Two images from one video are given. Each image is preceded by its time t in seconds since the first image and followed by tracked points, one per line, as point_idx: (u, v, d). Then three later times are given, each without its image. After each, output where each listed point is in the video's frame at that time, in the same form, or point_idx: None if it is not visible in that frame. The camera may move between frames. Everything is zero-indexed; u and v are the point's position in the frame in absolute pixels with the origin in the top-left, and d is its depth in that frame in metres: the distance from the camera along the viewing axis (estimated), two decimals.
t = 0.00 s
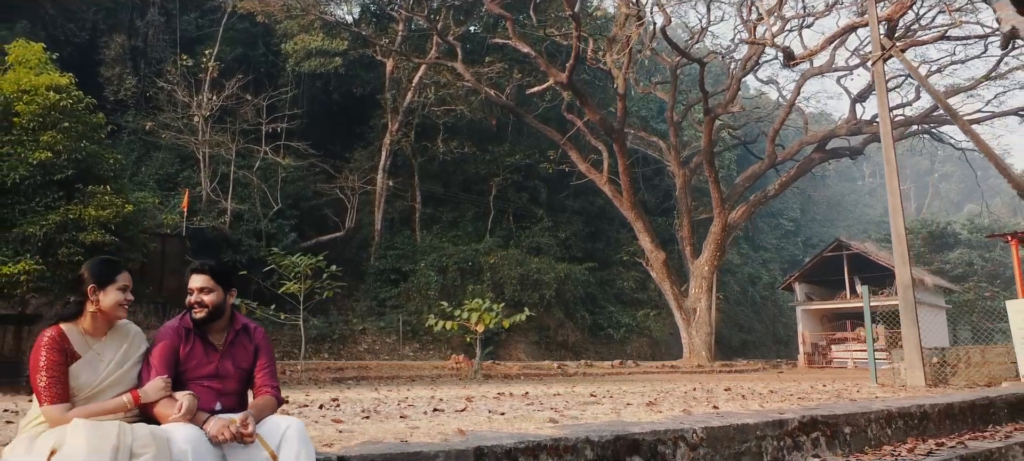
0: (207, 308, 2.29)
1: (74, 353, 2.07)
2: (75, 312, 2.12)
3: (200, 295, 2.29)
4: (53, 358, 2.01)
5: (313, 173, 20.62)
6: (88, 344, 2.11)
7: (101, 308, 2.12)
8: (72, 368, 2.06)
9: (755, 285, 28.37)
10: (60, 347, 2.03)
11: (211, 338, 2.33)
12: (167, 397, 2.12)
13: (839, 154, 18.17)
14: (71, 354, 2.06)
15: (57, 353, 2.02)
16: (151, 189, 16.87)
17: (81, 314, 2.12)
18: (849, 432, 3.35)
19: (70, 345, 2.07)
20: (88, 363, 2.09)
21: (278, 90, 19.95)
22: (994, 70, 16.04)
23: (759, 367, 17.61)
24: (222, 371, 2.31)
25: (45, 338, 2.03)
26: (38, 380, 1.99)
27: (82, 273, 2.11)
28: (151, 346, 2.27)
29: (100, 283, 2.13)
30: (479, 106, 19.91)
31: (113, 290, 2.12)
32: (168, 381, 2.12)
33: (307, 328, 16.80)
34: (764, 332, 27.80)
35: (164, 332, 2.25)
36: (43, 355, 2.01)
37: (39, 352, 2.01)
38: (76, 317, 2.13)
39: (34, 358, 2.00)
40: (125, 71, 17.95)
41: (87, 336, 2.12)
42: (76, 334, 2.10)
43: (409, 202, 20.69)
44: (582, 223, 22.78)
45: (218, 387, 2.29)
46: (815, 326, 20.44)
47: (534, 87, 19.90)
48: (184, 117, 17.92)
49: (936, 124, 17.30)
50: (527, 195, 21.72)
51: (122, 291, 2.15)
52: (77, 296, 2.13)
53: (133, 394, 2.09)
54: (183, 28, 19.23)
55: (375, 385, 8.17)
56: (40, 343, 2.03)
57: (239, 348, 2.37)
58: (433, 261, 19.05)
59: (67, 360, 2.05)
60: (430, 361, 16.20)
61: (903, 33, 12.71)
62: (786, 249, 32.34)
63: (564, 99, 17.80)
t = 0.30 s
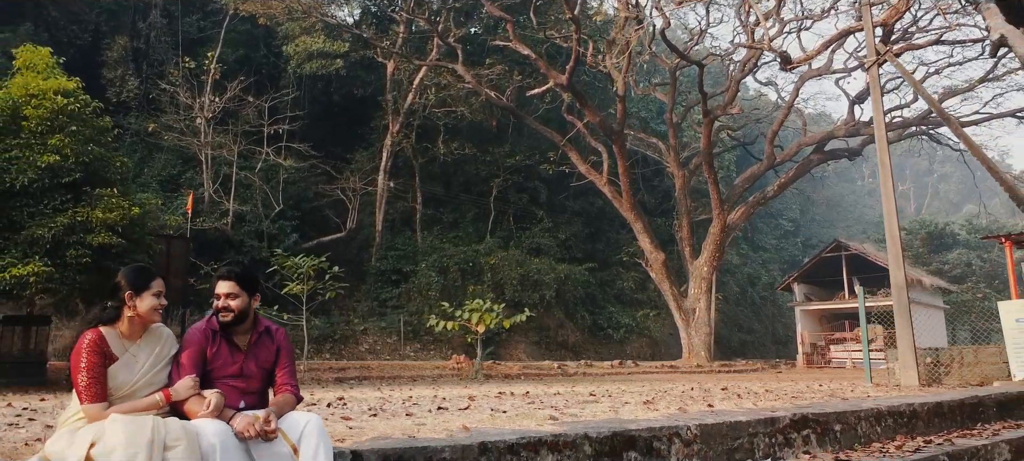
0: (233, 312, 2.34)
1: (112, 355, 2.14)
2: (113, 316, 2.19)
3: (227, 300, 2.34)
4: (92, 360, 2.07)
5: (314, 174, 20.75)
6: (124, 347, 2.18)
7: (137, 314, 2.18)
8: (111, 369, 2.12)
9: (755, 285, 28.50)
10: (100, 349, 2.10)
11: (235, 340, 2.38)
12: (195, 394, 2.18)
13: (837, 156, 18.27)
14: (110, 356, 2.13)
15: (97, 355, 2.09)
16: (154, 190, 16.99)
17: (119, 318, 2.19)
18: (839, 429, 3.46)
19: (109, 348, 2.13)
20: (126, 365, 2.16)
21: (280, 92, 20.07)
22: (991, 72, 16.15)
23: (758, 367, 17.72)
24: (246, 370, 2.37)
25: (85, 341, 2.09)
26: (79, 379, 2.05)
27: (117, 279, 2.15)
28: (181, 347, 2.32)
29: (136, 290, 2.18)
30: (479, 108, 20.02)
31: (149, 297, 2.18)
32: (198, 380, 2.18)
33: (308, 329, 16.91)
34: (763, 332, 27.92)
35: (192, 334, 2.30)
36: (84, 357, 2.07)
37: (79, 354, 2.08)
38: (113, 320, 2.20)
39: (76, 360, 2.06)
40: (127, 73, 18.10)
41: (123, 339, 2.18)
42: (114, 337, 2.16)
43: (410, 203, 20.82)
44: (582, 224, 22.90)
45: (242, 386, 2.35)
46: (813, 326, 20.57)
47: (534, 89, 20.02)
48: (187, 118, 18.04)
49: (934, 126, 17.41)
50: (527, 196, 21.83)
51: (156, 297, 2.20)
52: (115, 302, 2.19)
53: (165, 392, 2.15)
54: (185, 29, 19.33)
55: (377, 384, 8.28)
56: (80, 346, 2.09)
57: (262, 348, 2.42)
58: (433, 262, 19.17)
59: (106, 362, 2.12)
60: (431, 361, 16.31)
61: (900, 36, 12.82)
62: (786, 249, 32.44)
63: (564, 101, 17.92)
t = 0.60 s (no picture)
0: (256, 314, 2.34)
1: (145, 354, 2.15)
2: (144, 318, 2.20)
3: (250, 303, 2.34)
4: (127, 360, 2.08)
5: (316, 174, 20.86)
6: (155, 347, 2.19)
7: (167, 319, 2.19)
8: (143, 369, 2.13)
9: (754, 285, 28.62)
10: (134, 349, 2.11)
11: (256, 340, 2.39)
12: (220, 391, 2.19)
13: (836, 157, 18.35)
14: (143, 356, 2.14)
15: (131, 355, 2.10)
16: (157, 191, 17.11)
17: (150, 320, 2.19)
18: (829, 426, 3.59)
19: (141, 348, 2.14)
20: (157, 365, 2.17)
21: (282, 94, 20.21)
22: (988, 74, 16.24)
23: (757, 367, 17.81)
24: (266, 369, 2.37)
25: (119, 341, 2.11)
26: (114, 377, 2.06)
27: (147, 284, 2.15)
28: (207, 347, 2.33)
29: (166, 293, 2.19)
30: (480, 109, 20.14)
31: (179, 302, 2.19)
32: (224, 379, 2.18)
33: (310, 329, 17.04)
34: (763, 332, 28.05)
35: (216, 335, 2.31)
36: (118, 357, 2.08)
37: (114, 354, 2.08)
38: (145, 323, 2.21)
39: (110, 360, 2.07)
40: (130, 74, 18.23)
41: (154, 340, 2.20)
42: (145, 338, 2.17)
43: (411, 204, 20.95)
44: (582, 224, 23.03)
45: (262, 384, 2.35)
46: (812, 326, 20.69)
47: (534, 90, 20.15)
48: (189, 120, 18.18)
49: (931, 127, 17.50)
50: (527, 196, 21.94)
51: (185, 304, 2.21)
52: (146, 306, 2.20)
53: (192, 389, 2.16)
54: (187, 31, 19.46)
55: (380, 384, 8.39)
56: (115, 346, 2.10)
57: (281, 348, 2.43)
58: (434, 262, 19.29)
59: (139, 362, 2.13)
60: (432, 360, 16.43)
61: (897, 39, 12.94)
62: (785, 249, 32.53)
63: (564, 103, 18.05)
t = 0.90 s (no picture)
0: (274, 316, 2.46)
1: (170, 353, 2.28)
2: (168, 320, 2.33)
3: (267, 305, 2.45)
4: (154, 359, 2.22)
5: (317, 175, 20.97)
6: (180, 347, 2.32)
7: (190, 321, 2.31)
8: (169, 366, 2.26)
9: (753, 285, 28.73)
10: (159, 349, 2.24)
11: (274, 339, 2.50)
12: (242, 386, 2.31)
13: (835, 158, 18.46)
14: (168, 355, 2.27)
15: (158, 354, 2.24)
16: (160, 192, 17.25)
17: (174, 322, 2.33)
18: (820, 423, 3.71)
19: (167, 348, 2.27)
20: (182, 363, 2.29)
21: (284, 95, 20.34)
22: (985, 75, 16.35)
23: (757, 367, 17.92)
24: (283, 366, 2.48)
25: (146, 342, 2.24)
26: (143, 375, 2.20)
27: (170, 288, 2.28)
28: (229, 347, 2.46)
29: (188, 297, 2.32)
30: (480, 111, 20.27)
31: (199, 305, 2.31)
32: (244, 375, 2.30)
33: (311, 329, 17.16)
34: (762, 332, 28.16)
35: (236, 336, 2.43)
36: (146, 356, 2.22)
37: (142, 354, 2.22)
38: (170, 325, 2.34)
39: (139, 359, 2.21)
40: (132, 76, 18.36)
41: (178, 340, 2.33)
42: (170, 339, 2.31)
43: (412, 205, 21.07)
44: (582, 225, 23.15)
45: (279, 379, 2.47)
46: (811, 326, 20.82)
47: (534, 92, 20.28)
48: (191, 121, 18.32)
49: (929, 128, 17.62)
50: (527, 197, 22.05)
51: (206, 308, 2.33)
52: (169, 309, 2.33)
53: (215, 385, 2.29)
54: (189, 33, 19.58)
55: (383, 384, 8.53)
56: (143, 347, 2.24)
57: (297, 347, 2.54)
58: (435, 262, 19.42)
59: (165, 360, 2.26)
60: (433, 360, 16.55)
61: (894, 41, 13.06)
62: (785, 249, 32.61)
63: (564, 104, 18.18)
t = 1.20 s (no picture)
0: (288, 317, 2.58)
1: (191, 350, 2.40)
2: (187, 320, 2.45)
3: (281, 306, 2.58)
4: (177, 354, 2.33)
5: (319, 177, 21.10)
6: (200, 344, 2.44)
7: (207, 320, 2.43)
8: (191, 362, 2.37)
9: (753, 286, 28.85)
10: (182, 345, 2.36)
11: (287, 339, 2.63)
12: (259, 382, 2.43)
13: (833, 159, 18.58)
14: (189, 351, 2.39)
15: (180, 350, 2.35)
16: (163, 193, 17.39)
17: (193, 321, 2.45)
18: (811, 419, 3.84)
19: (188, 344, 2.39)
20: (202, 358, 2.41)
21: (285, 97, 20.47)
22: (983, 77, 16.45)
23: (756, 367, 18.03)
24: (297, 364, 2.61)
25: (169, 340, 2.35)
26: (166, 370, 2.31)
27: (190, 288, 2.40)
28: (245, 345, 2.58)
29: (206, 297, 2.44)
30: (480, 112, 20.40)
31: (216, 303, 2.43)
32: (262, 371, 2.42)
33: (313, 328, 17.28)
34: (762, 332, 28.28)
35: (252, 336, 2.55)
36: (169, 352, 2.33)
37: (166, 350, 2.33)
38: (190, 324, 2.46)
39: (162, 354, 2.32)
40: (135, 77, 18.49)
41: (198, 338, 2.44)
42: (190, 337, 2.42)
43: (412, 205, 21.20)
44: (582, 225, 23.28)
45: (294, 376, 2.59)
46: (809, 326, 20.95)
47: (534, 93, 20.41)
48: (193, 123, 18.45)
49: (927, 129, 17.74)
50: (527, 197, 22.17)
51: (223, 307, 2.45)
52: (189, 308, 2.45)
53: (235, 381, 2.40)
54: (191, 34, 19.68)
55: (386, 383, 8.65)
56: (166, 344, 2.35)
57: (309, 346, 2.67)
58: (436, 263, 19.55)
59: (187, 356, 2.37)
60: (434, 360, 16.68)
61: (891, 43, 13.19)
62: (784, 249, 32.72)
63: (565, 105, 18.30)
